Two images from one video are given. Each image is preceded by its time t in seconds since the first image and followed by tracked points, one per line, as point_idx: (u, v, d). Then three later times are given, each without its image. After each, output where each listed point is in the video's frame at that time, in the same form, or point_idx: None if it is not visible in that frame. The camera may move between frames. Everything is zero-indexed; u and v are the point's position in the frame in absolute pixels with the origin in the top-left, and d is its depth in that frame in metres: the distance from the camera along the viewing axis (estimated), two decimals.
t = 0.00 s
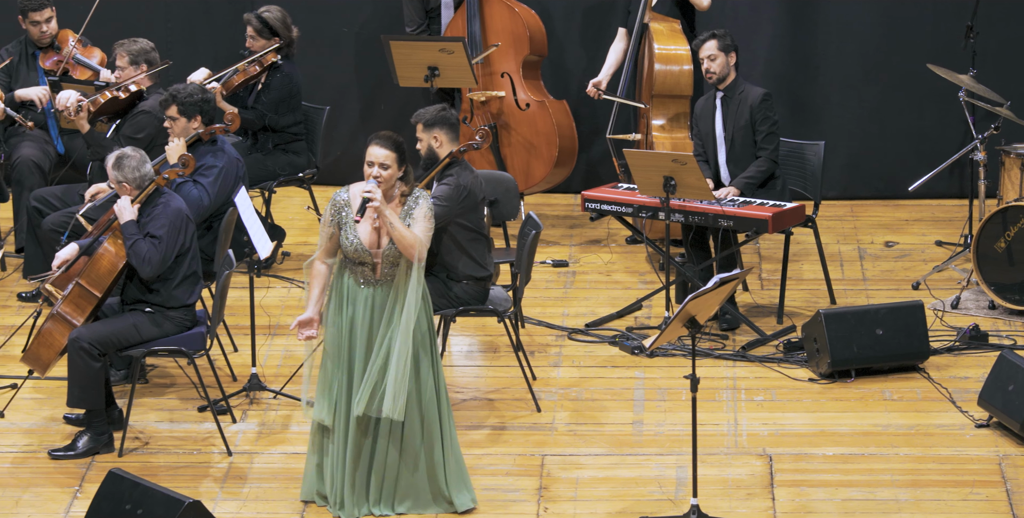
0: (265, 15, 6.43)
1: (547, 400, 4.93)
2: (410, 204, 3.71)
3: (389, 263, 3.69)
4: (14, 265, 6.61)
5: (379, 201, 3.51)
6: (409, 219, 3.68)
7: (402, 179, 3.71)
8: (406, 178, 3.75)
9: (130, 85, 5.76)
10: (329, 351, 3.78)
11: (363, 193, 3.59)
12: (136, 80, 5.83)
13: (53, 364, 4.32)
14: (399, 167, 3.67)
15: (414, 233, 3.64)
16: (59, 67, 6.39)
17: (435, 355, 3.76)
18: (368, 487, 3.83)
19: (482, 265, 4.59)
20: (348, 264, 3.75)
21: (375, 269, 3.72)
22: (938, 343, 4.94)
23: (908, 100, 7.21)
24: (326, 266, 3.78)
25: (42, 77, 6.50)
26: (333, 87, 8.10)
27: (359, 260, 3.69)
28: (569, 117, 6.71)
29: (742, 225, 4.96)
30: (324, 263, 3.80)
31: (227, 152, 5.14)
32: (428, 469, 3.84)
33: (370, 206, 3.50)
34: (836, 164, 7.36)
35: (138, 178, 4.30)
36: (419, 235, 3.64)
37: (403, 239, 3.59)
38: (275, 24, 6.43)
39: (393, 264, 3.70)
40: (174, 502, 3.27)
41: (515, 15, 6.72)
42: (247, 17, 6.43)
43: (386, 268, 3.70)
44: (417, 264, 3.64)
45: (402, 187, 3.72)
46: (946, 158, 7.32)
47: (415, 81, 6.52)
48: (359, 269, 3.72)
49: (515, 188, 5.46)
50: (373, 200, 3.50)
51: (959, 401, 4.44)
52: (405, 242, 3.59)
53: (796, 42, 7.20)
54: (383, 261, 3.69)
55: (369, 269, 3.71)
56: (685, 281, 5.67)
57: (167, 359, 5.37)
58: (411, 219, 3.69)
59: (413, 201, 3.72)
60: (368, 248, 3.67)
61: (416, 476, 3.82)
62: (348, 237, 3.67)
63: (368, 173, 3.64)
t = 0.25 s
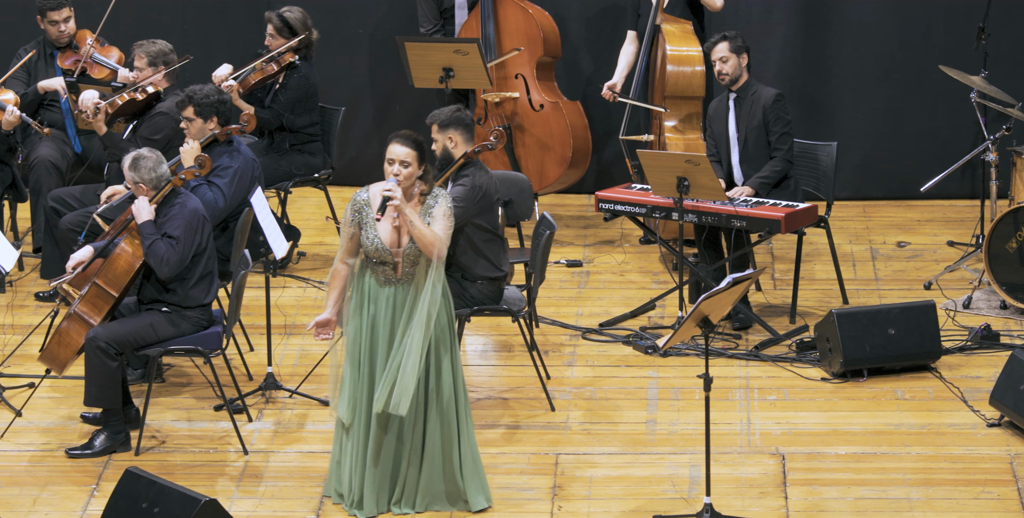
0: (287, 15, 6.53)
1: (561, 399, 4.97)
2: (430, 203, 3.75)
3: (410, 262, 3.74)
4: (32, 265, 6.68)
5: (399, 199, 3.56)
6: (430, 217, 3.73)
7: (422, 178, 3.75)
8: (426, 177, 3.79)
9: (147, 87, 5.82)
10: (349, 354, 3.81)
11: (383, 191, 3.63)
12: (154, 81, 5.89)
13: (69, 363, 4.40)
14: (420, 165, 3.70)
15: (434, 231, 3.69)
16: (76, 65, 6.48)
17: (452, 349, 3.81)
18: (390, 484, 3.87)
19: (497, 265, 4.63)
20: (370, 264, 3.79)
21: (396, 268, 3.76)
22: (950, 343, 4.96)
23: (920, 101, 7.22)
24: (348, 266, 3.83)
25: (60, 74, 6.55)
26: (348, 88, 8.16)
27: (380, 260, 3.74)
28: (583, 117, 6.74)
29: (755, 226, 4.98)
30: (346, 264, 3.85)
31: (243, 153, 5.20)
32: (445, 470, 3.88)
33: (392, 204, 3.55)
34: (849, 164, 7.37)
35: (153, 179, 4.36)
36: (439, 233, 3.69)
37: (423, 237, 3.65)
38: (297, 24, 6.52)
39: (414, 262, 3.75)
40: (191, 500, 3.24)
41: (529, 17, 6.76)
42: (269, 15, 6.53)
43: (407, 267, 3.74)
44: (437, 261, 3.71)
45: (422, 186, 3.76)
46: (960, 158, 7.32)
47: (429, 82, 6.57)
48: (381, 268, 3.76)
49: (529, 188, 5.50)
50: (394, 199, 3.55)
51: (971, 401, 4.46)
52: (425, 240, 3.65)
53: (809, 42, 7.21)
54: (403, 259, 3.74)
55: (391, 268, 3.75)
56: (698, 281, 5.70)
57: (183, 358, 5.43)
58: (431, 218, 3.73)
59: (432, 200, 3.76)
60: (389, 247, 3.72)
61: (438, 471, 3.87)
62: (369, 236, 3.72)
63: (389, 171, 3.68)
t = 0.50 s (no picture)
0: (307, 14, 6.62)
1: (575, 398, 5.01)
2: (453, 200, 3.75)
3: (436, 259, 3.75)
4: (49, 265, 6.76)
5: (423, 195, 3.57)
6: (453, 213, 3.73)
7: (446, 175, 3.76)
8: (450, 175, 3.79)
9: (165, 88, 5.94)
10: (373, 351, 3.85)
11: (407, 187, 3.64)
12: (171, 81, 5.98)
13: (86, 362, 4.45)
14: (443, 162, 3.72)
15: (458, 227, 3.70)
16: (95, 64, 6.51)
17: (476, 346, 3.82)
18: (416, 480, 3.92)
19: (512, 265, 4.67)
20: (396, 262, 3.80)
21: (420, 266, 3.77)
22: (962, 342, 4.99)
23: (932, 101, 7.23)
24: (375, 265, 3.83)
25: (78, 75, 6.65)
26: (362, 88, 8.21)
27: (406, 257, 3.75)
28: (597, 117, 6.78)
29: (769, 226, 5.01)
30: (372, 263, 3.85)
31: (258, 153, 5.24)
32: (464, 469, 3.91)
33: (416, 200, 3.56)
34: (862, 164, 7.38)
35: (170, 179, 4.42)
36: (463, 229, 3.69)
37: (448, 233, 3.65)
38: (318, 23, 6.60)
39: (439, 258, 3.75)
40: (207, 499, 3.26)
41: (543, 18, 6.80)
42: (290, 14, 6.61)
43: (432, 263, 3.75)
44: (460, 257, 3.71)
45: (446, 183, 3.77)
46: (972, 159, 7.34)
47: (444, 83, 6.62)
48: (406, 266, 3.77)
49: (543, 188, 5.54)
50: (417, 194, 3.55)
51: (983, 400, 4.49)
52: (449, 236, 3.66)
53: (822, 42, 7.22)
54: (428, 256, 3.74)
55: (416, 266, 3.76)
56: (712, 281, 5.73)
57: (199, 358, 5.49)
58: (455, 214, 3.73)
59: (456, 196, 3.76)
60: (413, 244, 3.72)
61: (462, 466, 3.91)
62: (394, 232, 3.73)
63: (413, 167, 3.69)
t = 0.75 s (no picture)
0: (329, 13, 6.66)
1: (590, 397, 5.04)
2: (481, 196, 3.77)
3: (465, 254, 3.77)
4: (66, 265, 6.83)
5: (451, 190, 3.57)
6: (481, 209, 3.75)
7: (473, 172, 3.77)
8: (477, 170, 3.80)
9: (182, 88, 5.98)
10: (403, 347, 3.88)
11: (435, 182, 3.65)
12: (187, 82, 6.04)
13: (103, 361, 4.50)
14: (471, 158, 3.72)
15: (487, 222, 3.71)
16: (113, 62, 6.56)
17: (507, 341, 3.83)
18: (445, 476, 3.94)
19: (527, 265, 4.70)
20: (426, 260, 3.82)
21: (450, 263, 3.80)
22: (975, 341, 5.01)
23: (945, 100, 7.24)
24: (404, 264, 3.83)
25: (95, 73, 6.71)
26: (377, 88, 8.26)
27: (435, 254, 3.77)
28: (610, 118, 6.82)
29: (782, 225, 5.03)
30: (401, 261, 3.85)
31: (273, 152, 5.28)
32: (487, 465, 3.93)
33: (444, 194, 3.56)
34: (876, 164, 7.38)
35: (187, 178, 4.47)
36: (492, 224, 3.71)
37: (477, 227, 3.67)
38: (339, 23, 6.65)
39: (468, 252, 3.77)
40: (222, 497, 3.30)
41: (558, 18, 6.83)
42: (311, 13, 6.63)
43: (461, 259, 3.78)
44: (489, 251, 3.71)
45: (473, 179, 3.77)
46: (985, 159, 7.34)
47: (459, 83, 6.66)
48: (436, 263, 3.80)
49: (558, 187, 5.57)
50: (446, 189, 3.56)
51: (996, 399, 4.50)
52: (478, 230, 3.67)
53: (836, 41, 7.22)
54: (457, 251, 3.77)
55: (446, 262, 3.79)
56: (725, 280, 5.75)
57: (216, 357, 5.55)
58: (483, 209, 3.75)
59: (484, 192, 3.78)
60: (441, 241, 3.74)
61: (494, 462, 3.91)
62: (423, 229, 3.75)
63: (440, 163, 3.69)
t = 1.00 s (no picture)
0: (348, 13, 6.69)
1: (603, 396, 5.06)
2: (508, 192, 3.80)
3: (493, 251, 3.82)
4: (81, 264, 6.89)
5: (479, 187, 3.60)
6: (510, 206, 3.78)
7: (500, 169, 3.80)
8: (504, 167, 3.82)
9: (197, 88, 6.03)
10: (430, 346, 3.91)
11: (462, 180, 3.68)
12: (203, 82, 6.08)
13: (117, 360, 4.55)
14: (498, 156, 3.73)
15: (515, 218, 3.74)
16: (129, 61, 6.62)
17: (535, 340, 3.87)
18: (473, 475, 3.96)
19: (540, 264, 4.73)
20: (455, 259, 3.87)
21: (477, 261, 3.84)
22: (989, 341, 5.01)
23: (959, 100, 7.23)
24: (432, 260, 3.89)
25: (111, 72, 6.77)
26: (392, 88, 8.29)
27: (463, 252, 3.82)
28: (624, 118, 6.84)
29: (796, 225, 5.04)
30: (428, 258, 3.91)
31: (288, 152, 5.30)
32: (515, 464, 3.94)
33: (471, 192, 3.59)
34: (889, 164, 7.38)
35: (201, 178, 4.51)
36: (521, 220, 3.74)
37: (505, 223, 3.70)
38: (357, 22, 6.69)
39: (496, 248, 3.81)
40: (236, 496, 3.33)
41: (570, 18, 6.86)
42: (330, 12, 6.68)
43: (489, 256, 3.82)
44: (518, 247, 3.75)
45: (501, 177, 3.80)
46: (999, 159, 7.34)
47: (473, 82, 6.68)
48: (464, 261, 3.85)
49: (572, 187, 5.60)
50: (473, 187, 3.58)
51: (1010, 398, 4.51)
52: (506, 226, 3.70)
53: (850, 40, 7.21)
54: (485, 248, 3.81)
55: (474, 260, 3.83)
56: (739, 279, 5.76)
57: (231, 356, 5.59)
58: (511, 205, 3.78)
59: (511, 189, 3.81)
60: (469, 238, 3.79)
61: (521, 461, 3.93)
62: (450, 226, 3.79)
63: (467, 161, 3.71)
